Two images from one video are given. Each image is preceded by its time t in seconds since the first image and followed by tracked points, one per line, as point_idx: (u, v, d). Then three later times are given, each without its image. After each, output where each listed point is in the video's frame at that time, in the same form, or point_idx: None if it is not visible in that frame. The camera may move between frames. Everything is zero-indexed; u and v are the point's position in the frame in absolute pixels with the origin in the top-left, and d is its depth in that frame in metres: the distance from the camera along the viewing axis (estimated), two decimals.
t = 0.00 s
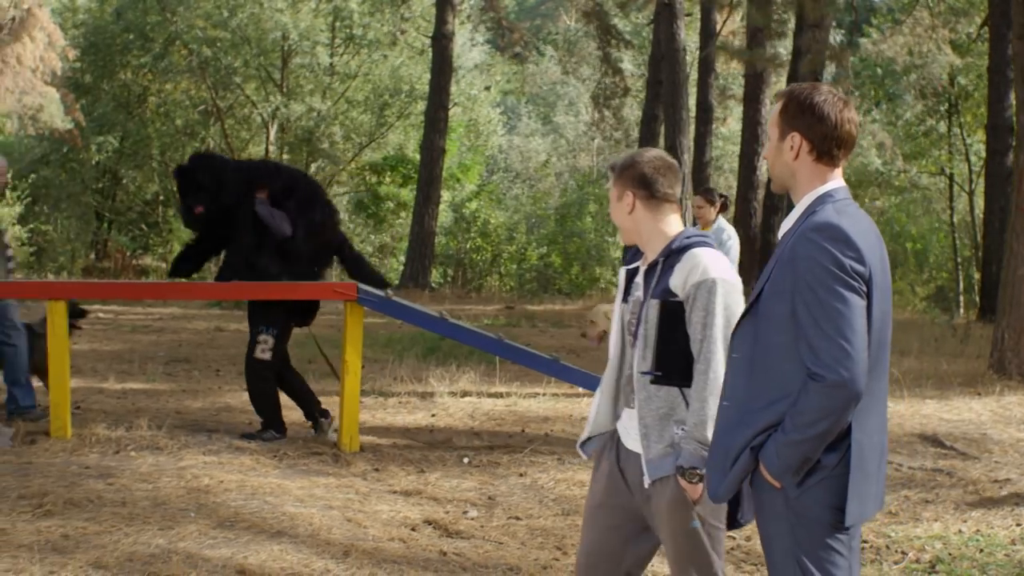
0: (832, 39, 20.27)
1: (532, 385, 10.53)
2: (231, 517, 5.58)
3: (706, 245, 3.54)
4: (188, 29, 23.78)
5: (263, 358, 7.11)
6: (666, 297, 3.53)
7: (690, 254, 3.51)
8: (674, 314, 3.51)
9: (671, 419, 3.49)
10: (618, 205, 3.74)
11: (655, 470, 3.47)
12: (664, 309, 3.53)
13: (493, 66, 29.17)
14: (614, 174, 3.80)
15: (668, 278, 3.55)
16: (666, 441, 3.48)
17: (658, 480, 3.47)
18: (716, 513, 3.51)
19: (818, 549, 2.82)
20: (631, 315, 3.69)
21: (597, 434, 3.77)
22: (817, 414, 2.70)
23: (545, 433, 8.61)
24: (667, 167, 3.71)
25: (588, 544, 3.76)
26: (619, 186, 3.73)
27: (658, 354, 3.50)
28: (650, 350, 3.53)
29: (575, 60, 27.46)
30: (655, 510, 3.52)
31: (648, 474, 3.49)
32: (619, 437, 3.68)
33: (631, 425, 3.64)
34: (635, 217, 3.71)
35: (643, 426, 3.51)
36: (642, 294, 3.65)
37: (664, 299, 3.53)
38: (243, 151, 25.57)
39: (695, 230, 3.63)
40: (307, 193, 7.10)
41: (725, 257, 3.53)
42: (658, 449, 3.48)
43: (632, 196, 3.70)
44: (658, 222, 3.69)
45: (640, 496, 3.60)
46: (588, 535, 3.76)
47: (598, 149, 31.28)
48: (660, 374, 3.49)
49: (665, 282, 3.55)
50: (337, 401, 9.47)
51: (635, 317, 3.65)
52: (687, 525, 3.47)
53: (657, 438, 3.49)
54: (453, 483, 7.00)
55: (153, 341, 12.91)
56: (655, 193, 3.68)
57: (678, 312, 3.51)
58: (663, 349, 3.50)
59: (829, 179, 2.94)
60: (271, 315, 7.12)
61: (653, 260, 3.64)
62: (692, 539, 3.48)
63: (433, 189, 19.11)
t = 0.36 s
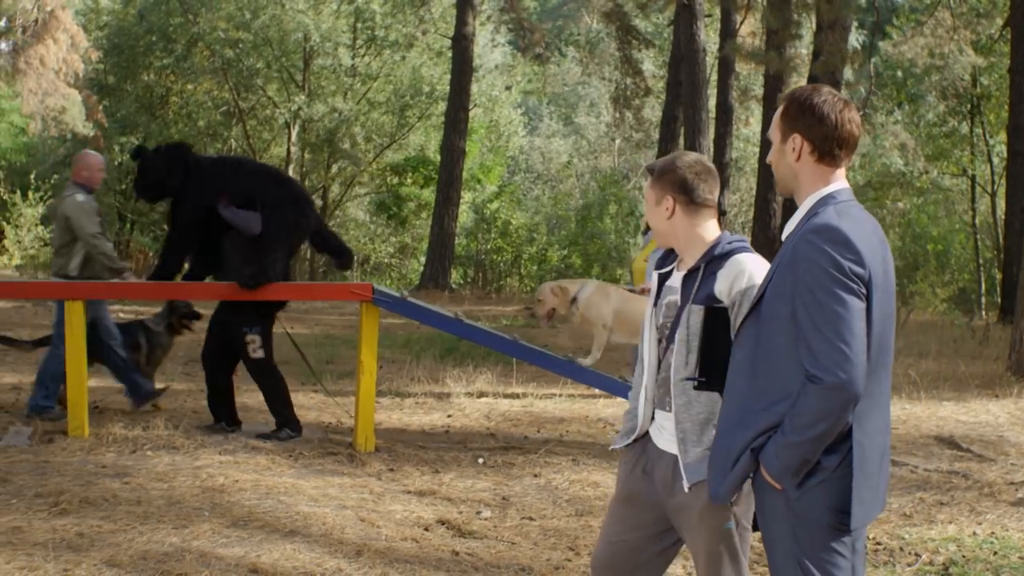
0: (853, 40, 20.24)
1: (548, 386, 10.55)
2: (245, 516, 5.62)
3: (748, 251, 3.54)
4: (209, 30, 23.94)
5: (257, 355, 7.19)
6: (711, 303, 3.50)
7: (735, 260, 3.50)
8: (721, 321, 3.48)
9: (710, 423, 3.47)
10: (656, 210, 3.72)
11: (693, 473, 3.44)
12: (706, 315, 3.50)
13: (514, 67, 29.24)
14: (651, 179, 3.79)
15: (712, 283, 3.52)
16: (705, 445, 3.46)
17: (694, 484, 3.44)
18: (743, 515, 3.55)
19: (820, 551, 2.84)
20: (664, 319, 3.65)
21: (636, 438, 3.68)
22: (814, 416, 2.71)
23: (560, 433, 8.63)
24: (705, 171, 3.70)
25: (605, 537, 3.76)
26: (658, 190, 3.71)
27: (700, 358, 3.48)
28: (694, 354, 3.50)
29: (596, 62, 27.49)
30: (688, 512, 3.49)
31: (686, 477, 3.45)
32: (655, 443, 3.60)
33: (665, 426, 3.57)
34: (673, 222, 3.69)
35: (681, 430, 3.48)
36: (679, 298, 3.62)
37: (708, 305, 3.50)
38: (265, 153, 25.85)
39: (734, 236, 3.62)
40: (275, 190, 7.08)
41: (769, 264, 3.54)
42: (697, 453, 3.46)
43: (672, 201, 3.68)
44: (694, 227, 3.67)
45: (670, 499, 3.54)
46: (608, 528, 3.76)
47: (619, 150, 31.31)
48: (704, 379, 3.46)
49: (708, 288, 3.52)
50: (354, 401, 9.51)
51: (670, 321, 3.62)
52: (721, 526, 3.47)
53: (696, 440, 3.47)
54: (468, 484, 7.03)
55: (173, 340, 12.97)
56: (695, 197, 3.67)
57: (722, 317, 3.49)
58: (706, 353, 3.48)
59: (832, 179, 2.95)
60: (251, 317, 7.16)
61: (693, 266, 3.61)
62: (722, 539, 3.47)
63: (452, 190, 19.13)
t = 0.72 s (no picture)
0: (862, 42, 20.26)
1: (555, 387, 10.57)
2: (249, 516, 5.64)
3: (751, 252, 3.56)
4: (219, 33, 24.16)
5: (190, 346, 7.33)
6: (716, 298, 3.51)
7: (740, 259, 3.50)
8: (723, 314, 3.51)
9: (707, 416, 3.48)
10: (667, 204, 3.71)
11: (688, 464, 3.45)
12: (711, 310, 3.51)
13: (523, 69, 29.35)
14: (654, 172, 3.77)
15: (716, 279, 3.52)
16: (700, 437, 3.46)
17: (689, 475, 3.45)
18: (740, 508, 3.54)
19: (816, 552, 2.84)
20: (659, 314, 3.66)
21: (626, 431, 3.70)
22: (807, 416, 2.72)
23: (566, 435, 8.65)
24: (708, 170, 3.71)
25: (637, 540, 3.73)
26: (670, 186, 3.70)
27: (703, 352, 3.49)
28: (697, 347, 3.51)
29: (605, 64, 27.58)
30: (680, 505, 3.50)
31: (680, 469, 3.47)
32: (645, 433, 3.61)
33: (657, 418, 3.58)
34: (679, 219, 3.70)
35: (677, 422, 3.48)
36: (677, 293, 3.63)
37: (713, 300, 3.51)
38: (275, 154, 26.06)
39: (736, 237, 3.63)
40: (233, 179, 7.13)
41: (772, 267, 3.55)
42: (692, 444, 3.47)
43: (685, 197, 3.69)
44: (699, 226, 3.71)
45: (661, 490, 3.55)
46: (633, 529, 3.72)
47: (628, 151, 31.42)
48: (704, 372, 3.47)
49: (712, 284, 3.52)
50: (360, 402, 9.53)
51: (666, 314, 3.63)
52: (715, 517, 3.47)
53: (691, 432, 3.47)
54: (472, 485, 7.04)
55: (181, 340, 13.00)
56: (704, 194, 3.70)
57: (726, 314, 3.50)
58: (711, 348, 3.48)
59: (828, 181, 2.97)
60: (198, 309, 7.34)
61: (696, 263, 3.61)
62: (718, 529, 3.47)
63: (461, 191, 19.15)
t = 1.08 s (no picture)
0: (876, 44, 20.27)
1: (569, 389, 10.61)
2: (262, 517, 5.68)
3: (751, 248, 3.66)
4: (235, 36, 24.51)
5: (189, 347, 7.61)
6: (728, 292, 3.56)
7: (741, 253, 3.61)
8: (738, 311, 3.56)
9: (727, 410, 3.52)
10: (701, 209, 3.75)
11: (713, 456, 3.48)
12: (724, 305, 3.56)
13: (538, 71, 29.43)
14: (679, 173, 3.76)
15: (725, 274, 3.58)
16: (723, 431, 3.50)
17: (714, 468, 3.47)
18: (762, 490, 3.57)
19: (823, 553, 2.86)
20: (664, 318, 3.69)
21: (633, 434, 3.69)
22: (810, 418, 2.75)
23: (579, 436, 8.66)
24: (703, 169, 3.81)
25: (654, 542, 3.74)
26: (672, 183, 3.74)
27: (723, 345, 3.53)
28: (710, 343, 3.54)
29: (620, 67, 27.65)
30: (706, 498, 3.52)
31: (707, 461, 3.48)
32: (657, 431, 3.62)
33: (675, 418, 3.58)
34: (679, 213, 3.71)
35: (700, 417, 3.51)
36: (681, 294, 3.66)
37: (726, 295, 3.56)
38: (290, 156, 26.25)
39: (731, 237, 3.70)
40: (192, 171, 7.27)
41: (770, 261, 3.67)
42: (714, 436, 3.49)
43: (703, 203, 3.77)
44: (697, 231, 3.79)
45: (685, 487, 3.55)
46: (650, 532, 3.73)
47: (643, 153, 31.46)
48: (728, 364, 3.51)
49: (721, 279, 3.57)
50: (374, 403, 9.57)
51: (671, 317, 3.66)
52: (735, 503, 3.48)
53: (713, 424, 3.50)
54: (485, 486, 7.06)
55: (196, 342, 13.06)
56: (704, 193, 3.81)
57: (738, 309, 3.57)
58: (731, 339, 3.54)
59: (834, 183, 2.99)
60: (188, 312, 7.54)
61: (699, 261, 3.64)
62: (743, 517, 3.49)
63: (476, 193, 19.20)
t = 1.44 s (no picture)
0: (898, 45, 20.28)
1: (588, 391, 10.62)
2: (284, 516, 5.72)
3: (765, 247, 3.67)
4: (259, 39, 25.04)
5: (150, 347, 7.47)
6: (747, 292, 3.58)
7: (755, 253, 3.62)
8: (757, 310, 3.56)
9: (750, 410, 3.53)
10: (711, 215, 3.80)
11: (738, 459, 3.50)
12: (742, 305, 3.57)
13: (558, 74, 29.44)
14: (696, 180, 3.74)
15: (742, 275, 3.59)
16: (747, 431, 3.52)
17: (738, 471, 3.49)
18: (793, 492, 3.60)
19: (841, 553, 2.87)
20: (680, 322, 3.69)
21: (653, 441, 3.69)
22: (824, 417, 2.76)
23: (599, 437, 8.68)
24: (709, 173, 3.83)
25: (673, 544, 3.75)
26: (687, 187, 3.74)
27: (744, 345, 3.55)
28: (729, 345, 3.56)
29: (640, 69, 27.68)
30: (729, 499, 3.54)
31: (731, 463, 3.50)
32: (678, 434, 3.64)
33: (697, 421, 3.60)
34: (695, 218, 3.71)
35: (724, 418, 3.53)
36: (698, 296, 3.67)
37: (743, 295, 3.57)
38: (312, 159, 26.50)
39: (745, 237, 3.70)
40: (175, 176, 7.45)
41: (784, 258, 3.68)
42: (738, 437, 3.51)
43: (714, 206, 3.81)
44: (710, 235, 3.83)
45: (713, 489, 3.57)
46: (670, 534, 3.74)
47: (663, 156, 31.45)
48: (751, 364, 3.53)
49: (739, 280, 3.59)
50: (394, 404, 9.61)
51: (688, 319, 3.66)
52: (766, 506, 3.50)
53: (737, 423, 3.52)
54: (505, 487, 7.08)
55: (217, 344, 13.12)
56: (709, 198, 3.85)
57: (754, 309, 3.58)
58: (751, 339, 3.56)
59: (848, 183, 3.01)
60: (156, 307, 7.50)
61: (716, 262, 3.65)
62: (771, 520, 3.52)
63: (496, 196, 19.25)
